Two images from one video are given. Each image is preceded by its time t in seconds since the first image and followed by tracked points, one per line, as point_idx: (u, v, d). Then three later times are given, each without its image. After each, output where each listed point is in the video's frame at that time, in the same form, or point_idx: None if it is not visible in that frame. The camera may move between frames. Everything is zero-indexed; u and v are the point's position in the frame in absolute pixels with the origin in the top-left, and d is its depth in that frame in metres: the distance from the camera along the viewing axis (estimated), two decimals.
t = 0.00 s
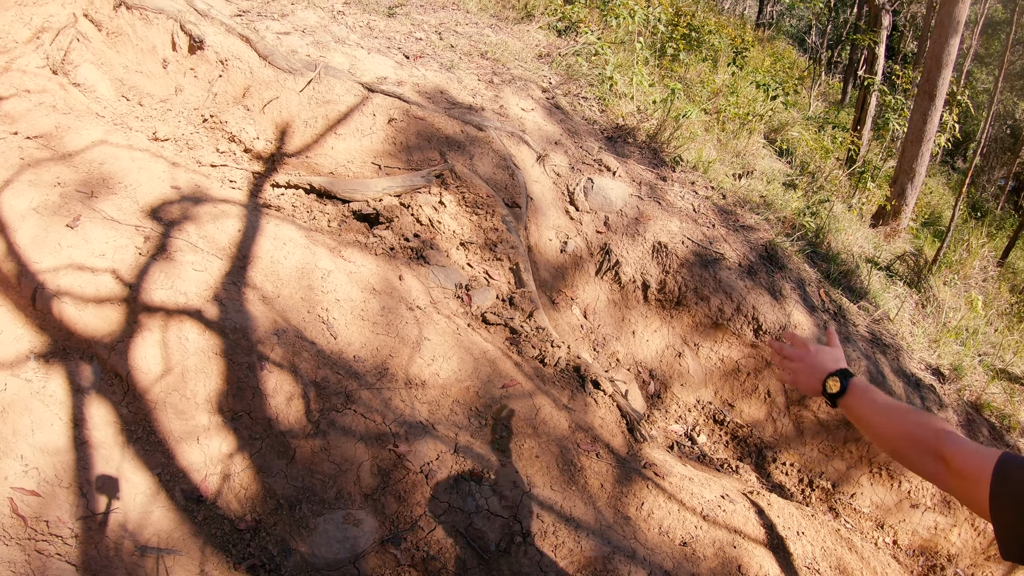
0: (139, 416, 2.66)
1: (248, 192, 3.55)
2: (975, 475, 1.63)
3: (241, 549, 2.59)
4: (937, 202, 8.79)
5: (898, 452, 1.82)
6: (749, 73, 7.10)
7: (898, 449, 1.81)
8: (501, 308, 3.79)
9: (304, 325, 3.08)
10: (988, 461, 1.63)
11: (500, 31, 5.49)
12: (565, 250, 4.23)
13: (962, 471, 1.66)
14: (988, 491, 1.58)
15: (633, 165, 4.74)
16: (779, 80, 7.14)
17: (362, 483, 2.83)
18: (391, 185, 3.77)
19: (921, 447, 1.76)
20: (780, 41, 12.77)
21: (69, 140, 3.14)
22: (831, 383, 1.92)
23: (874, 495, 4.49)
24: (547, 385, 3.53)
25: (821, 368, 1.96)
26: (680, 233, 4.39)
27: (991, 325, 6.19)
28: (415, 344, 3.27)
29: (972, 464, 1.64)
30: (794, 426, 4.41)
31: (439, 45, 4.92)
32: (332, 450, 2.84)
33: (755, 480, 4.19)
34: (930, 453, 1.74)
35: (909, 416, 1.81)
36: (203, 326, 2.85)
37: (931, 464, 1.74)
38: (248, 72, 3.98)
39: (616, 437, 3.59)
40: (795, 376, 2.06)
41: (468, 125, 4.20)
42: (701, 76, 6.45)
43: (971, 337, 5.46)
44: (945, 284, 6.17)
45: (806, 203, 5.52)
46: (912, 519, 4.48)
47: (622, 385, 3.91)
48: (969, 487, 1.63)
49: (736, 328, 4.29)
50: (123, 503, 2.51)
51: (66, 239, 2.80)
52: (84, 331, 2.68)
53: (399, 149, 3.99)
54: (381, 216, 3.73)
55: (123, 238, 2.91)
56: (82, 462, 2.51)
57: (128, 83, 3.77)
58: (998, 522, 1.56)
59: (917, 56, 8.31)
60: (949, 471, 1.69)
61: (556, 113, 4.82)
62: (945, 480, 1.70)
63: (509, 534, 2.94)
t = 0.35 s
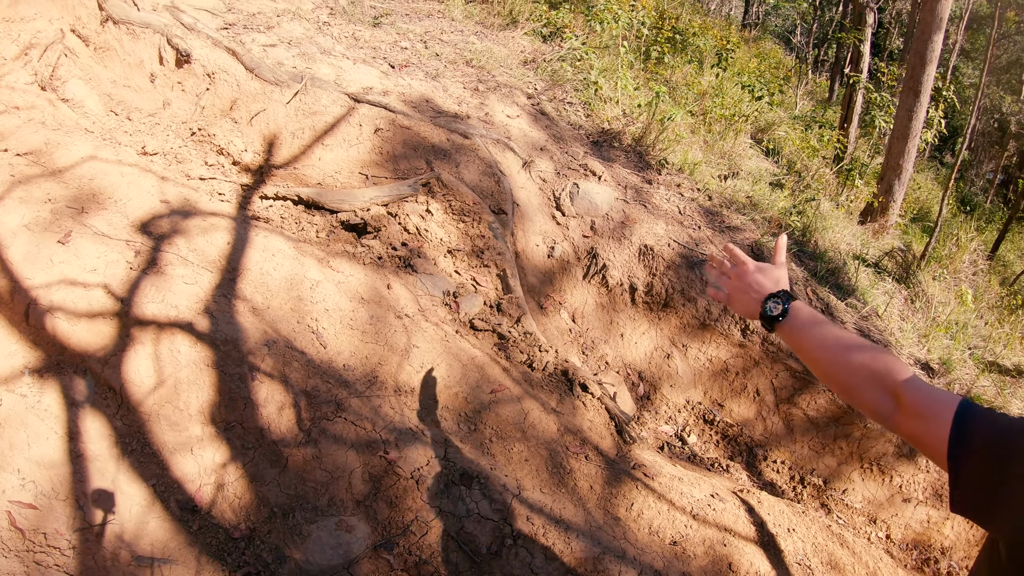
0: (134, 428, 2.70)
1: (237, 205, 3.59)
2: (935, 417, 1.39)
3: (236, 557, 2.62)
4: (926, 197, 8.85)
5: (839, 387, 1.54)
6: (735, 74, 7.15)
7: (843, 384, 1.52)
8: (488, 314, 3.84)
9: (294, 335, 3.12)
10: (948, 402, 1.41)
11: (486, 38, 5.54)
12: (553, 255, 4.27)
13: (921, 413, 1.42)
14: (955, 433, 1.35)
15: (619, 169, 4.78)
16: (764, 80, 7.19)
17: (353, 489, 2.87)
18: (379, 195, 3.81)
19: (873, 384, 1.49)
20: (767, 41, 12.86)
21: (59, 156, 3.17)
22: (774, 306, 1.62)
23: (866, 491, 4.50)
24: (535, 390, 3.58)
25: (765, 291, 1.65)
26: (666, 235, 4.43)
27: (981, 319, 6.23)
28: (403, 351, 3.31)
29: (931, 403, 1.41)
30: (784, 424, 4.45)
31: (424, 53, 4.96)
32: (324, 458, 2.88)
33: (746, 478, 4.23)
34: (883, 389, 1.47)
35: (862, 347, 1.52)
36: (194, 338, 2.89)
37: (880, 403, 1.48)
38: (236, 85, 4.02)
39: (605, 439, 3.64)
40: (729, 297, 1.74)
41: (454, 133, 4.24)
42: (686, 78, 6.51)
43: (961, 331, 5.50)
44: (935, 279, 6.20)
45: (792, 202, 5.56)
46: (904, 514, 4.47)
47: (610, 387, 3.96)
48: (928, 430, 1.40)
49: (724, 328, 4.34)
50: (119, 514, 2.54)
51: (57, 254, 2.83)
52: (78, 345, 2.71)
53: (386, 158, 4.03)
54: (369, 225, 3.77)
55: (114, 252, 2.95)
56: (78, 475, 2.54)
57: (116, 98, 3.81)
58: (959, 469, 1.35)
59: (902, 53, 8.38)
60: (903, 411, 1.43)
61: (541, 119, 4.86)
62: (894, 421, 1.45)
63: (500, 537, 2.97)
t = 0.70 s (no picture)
0: (119, 437, 2.69)
1: (218, 212, 3.60)
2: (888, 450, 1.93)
3: (224, 563, 2.63)
4: (908, 188, 8.93)
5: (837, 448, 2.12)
6: (715, 71, 7.19)
7: (833, 446, 2.13)
8: (470, 315, 3.87)
9: (275, 340, 3.14)
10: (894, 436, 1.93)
11: (464, 40, 5.56)
12: (533, 255, 4.30)
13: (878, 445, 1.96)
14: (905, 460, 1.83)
15: (599, 167, 4.81)
16: (744, 76, 7.24)
17: (338, 492, 2.89)
18: (358, 199, 3.82)
19: (851, 436, 2.06)
20: (748, 37, 12.93)
21: (40, 168, 3.19)
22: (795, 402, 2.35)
23: (853, 481, 4.60)
24: (517, 389, 3.61)
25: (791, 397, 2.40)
26: (646, 232, 4.47)
27: (966, 307, 6.28)
28: (385, 354, 3.34)
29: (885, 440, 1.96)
30: (769, 417, 4.49)
31: (402, 57, 4.98)
32: (308, 461, 2.90)
33: (731, 471, 4.27)
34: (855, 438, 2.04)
35: (847, 418, 2.15)
36: (177, 345, 2.91)
37: (857, 452, 2.04)
38: (215, 92, 4.02)
39: (588, 436, 3.68)
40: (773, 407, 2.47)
41: (433, 136, 4.26)
42: (666, 75, 6.54)
43: (945, 320, 5.54)
44: (917, 269, 6.25)
45: (773, 197, 5.60)
46: (890, 503, 4.65)
47: (593, 384, 4.00)
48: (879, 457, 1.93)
49: (706, 323, 4.37)
50: (106, 523, 2.53)
51: (39, 266, 2.83)
52: (62, 356, 2.71)
53: (365, 162, 4.05)
54: (349, 230, 3.80)
55: (96, 262, 2.96)
56: (66, 485, 2.53)
57: (96, 108, 3.82)
58: (924, 492, 1.78)
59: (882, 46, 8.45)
60: (868, 450, 1.99)
61: (520, 120, 4.89)
62: (867, 462, 1.99)
63: (485, 535, 3.00)
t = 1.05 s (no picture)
0: (106, 436, 2.67)
1: (204, 210, 3.59)
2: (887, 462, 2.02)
3: (213, 561, 2.59)
4: (896, 180, 8.97)
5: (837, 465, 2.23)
6: (701, 64, 7.19)
7: (835, 464, 2.23)
8: (457, 308, 3.87)
9: (261, 337, 3.13)
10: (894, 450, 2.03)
11: (450, 35, 5.56)
12: (520, 249, 4.30)
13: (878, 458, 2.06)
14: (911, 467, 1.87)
15: (585, 160, 4.82)
16: (731, 68, 7.24)
17: (326, 487, 2.88)
18: (344, 195, 3.83)
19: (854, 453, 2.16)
20: (735, 31, 12.96)
21: (24, 168, 3.17)
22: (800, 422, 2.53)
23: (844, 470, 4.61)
24: (505, 381, 3.62)
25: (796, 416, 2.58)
26: (633, 225, 4.47)
27: (955, 296, 6.30)
28: (371, 348, 3.33)
29: (882, 454, 2.06)
30: (758, 407, 4.51)
31: (387, 53, 4.98)
32: (295, 457, 2.90)
33: (722, 462, 4.29)
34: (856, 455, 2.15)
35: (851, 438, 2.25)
36: (163, 343, 2.90)
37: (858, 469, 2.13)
38: (199, 90, 4.00)
39: (576, 428, 3.69)
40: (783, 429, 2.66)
41: (419, 131, 4.26)
42: (652, 68, 6.57)
43: (934, 309, 5.57)
44: (906, 259, 6.27)
45: (761, 188, 5.62)
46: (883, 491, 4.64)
47: (580, 377, 4.02)
48: (877, 470, 2.02)
49: (694, 314, 4.38)
50: (93, 523, 2.50)
51: (24, 266, 2.81)
52: (47, 356, 2.69)
53: (351, 158, 4.05)
54: (335, 225, 3.79)
55: (81, 261, 2.94)
56: (53, 485, 2.51)
57: (81, 108, 3.78)
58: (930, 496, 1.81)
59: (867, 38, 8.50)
60: (867, 464, 2.08)
61: (506, 114, 4.89)
62: (867, 476, 2.08)
63: (474, 529, 3.00)
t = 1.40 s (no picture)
0: (97, 432, 2.66)
1: (192, 203, 3.57)
2: None
3: (205, 554, 2.62)
4: (885, 168, 9.01)
5: None
6: (690, 53, 7.19)
7: None
8: (446, 298, 3.88)
9: (250, 329, 3.13)
10: None
11: (437, 26, 5.54)
12: (509, 239, 4.30)
13: None
14: None
15: (573, 150, 4.82)
16: (720, 57, 7.24)
17: (318, 479, 2.88)
18: (331, 186, 3.82)
19: None
20: (725, 21, 12.94)
21: (10, 164, 3.15)
22: None
23: (834, 456, 4.64)
24: (495, 371, 3.63)
25: None
26: (622, 214, 4.48)
27: (944, 284, 6.34)
28: (361, 339, 3.33)
29: None
30: (748, 395, 4.53)
31: (374, 44, 4.96)
32: (286, 449, 2.89)
33: (713, 450, 4.32)
34: None
35: None
36: (152, 337, 2.87)
37: None
38: (186, 83, 3.96)
39: (567, 417, 3.70)
40: None
41: (406, 122, 4.25)
42: (640, 58, 6.56)
43: (923, 296, 5.60)
44: (895, 247, 6.30)
45: (750, 177, 5.63)
46: (873, 477, 4.67)
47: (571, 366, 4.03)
48: None
49: (684, 302, 4.39)
50: (84, 519, 2.50)
51: (11, 262, 2.77)
52: (37, 353, 2.65)
53: (338, 150, 4.04)
54: (323, 217, 3.80)
55: (69, 257, 2.91)
56: (43, 482, 2.50)
57: (67, 103, 3.74)
58: None
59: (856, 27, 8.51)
60: None
61: (494, 104, 4.88)
62: None
63: (466, 518, 3.01)
